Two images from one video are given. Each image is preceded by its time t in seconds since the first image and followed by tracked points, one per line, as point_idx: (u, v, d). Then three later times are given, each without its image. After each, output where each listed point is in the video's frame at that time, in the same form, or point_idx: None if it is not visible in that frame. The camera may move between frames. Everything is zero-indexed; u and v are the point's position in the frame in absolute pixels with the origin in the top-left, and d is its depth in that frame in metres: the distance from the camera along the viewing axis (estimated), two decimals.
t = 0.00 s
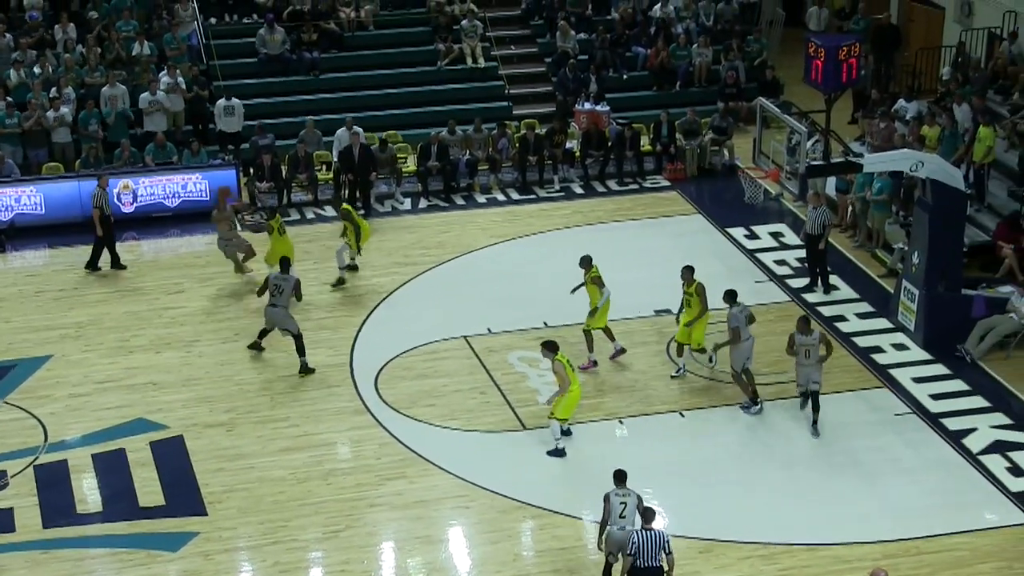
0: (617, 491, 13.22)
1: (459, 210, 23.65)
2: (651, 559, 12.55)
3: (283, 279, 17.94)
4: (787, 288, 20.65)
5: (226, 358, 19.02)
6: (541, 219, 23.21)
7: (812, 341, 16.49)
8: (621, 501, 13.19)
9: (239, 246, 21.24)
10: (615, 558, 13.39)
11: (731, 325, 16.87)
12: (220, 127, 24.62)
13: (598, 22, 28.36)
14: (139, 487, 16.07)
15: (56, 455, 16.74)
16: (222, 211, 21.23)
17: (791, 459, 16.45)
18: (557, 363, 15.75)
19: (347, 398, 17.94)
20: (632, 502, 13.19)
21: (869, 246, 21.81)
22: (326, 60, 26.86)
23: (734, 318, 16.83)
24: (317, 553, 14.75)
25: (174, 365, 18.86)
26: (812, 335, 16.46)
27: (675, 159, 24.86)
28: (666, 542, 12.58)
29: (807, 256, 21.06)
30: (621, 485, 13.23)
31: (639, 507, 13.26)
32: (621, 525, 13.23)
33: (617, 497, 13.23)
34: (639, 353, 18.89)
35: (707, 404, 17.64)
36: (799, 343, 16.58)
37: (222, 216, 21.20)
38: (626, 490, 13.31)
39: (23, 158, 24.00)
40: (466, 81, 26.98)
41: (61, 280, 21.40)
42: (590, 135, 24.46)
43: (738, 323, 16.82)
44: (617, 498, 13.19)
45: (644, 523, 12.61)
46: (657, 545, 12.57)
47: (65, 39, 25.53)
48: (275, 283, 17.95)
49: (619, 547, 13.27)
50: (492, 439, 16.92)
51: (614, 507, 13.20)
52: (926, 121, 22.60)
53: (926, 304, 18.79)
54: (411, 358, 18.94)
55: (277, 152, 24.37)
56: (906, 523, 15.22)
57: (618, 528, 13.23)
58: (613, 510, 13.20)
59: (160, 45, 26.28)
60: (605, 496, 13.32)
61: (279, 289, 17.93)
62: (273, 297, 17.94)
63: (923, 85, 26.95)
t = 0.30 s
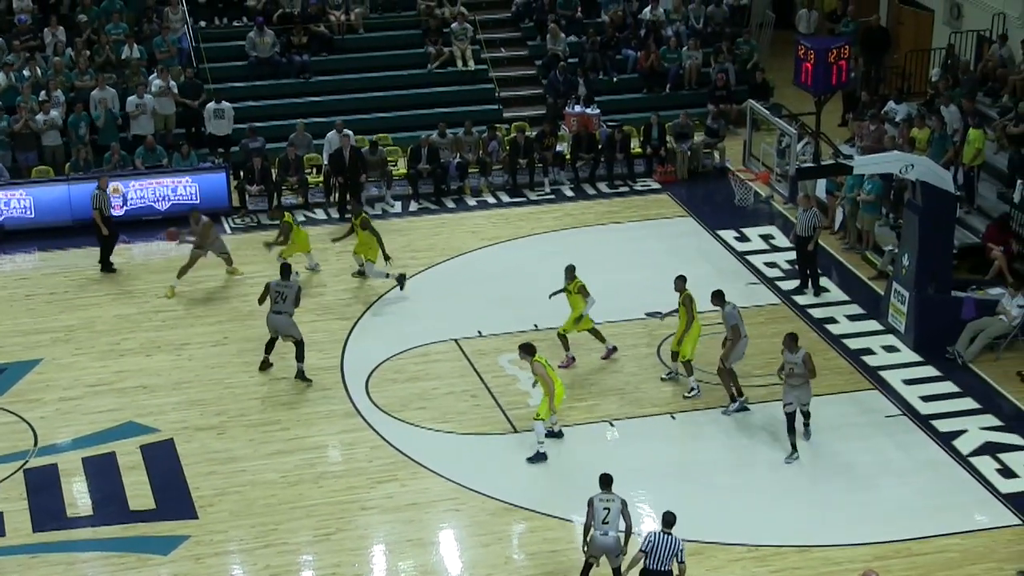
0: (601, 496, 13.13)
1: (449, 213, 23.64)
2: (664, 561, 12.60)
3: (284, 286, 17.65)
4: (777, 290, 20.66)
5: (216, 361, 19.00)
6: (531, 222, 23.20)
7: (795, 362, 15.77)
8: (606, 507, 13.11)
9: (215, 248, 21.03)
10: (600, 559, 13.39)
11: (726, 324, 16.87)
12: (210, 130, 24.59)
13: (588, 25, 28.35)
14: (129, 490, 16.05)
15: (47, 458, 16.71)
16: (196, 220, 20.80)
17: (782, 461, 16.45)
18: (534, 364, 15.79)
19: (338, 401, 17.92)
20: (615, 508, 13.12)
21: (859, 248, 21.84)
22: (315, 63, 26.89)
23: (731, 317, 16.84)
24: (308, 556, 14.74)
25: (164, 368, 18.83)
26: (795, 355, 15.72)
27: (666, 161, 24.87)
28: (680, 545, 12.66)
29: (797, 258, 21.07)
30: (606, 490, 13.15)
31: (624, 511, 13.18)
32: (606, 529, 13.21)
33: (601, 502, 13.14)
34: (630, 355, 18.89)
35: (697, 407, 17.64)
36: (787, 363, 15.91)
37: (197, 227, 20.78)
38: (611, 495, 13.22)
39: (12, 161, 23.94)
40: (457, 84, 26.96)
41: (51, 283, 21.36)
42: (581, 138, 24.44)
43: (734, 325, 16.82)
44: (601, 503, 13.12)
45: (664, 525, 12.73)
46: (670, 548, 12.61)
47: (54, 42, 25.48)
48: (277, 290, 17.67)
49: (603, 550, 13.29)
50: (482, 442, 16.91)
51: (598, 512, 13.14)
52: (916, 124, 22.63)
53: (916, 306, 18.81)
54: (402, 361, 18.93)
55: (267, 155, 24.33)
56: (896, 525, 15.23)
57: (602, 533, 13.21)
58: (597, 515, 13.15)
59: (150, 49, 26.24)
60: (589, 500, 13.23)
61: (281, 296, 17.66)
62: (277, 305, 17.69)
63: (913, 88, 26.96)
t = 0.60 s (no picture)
0: (569, 499, 13.17)
1: (441, 213, 23.63)
2: (677, 552, 12.76)
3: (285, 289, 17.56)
4: (770, 290, 20.68)
5: (209, 362, 18.98)
6: (523, 222, 23.20)
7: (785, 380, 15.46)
8: (576, 510, 13.16)
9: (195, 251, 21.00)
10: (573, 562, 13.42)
11: (716, 326, 17.07)
12: (201, 130, 24.58)
13: (580, 25, 28.35)
14: (122, 491, 16.03)
15: (39, 460, 16.69)
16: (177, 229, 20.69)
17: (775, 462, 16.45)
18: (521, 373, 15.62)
19: (330, 402, 17.91)
20: (586, 510, 13.16)
21: (851, 248, 21.86)
22: (307, 64, 26.88)
23: (720, 318, 17.03)
24: (301, 557, 14.73)
25: (156, 369, 18.82)
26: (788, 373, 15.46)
27: (658, 162, 24.90)
28: (694, 538, 12.80)
29: (789, 258, 21.09)
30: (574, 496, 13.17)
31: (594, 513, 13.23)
32: (579, 532, 13.26)
33: (571, 505, 13.18)
34: (622, 356, 18.90)
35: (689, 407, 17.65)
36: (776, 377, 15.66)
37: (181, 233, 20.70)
38: (580, 497, 13.25)
39: (3, 162, 23.91)
40: (448, 85, 26.97)
41: (44, 284, 21.34)
42: (573, 138, 24.43)
43: (724, 325, 17.01)
44: (571, 506, 13.16)
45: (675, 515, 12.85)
46: (685, 539, 12.78)
47: (45, 43, 25.44)
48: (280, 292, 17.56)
49: (577, 553, 13.33)
50: (475, 442, 16.91)
51: (569, 515, 13.19)
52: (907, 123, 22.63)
53: (908, 305, 18.83)
54: (394, 361, 18.92)
55: (259, 155, 24.31)
56: (888, 524, 15.25)
57: (574, 536, 13.26)
58: (568, 518, 13.19)
59: (142, 49, 26.21)
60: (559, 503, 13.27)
61: (283, 297, 17.55)
62: (279, 308, 17.56)
63: (904, 88, 26.99)
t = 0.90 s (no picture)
0: (543, 499, 13.16)
1: (434, 213, 23.63)
2: (677, 549, 12.78)
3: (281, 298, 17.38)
4: (762, 290, 20.69)
5: (202, 362, 18.96)
6: (516, 222, 23.20)
7: (766, 392, 15.17)
8: (550, 510, 13.16)
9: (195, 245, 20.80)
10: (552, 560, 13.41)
11: (712, 324, 17.05)
12: (194, 130, 24.54)
13: (572, 25, 28.35)
14: (115, 492, 16.01)
15: (32, 460, 16.66)
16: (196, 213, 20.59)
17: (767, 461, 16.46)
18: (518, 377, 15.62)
19: (322, 402, 17.90)
20: (560, 509, 13.17)
21: (844, 247, 21.88)
22: (299, 63, 26.85)
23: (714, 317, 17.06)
24: (294, 557, 14.72)
25: (149, 369, 18.79)
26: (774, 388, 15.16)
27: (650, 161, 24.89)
28: (692, 533, 12.80)
29: (781, 257, 21.11)
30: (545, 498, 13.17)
31: (566, 512, 13.25)
32: (555, 531, 13.26)
33: (544, 505, 13.17)
34: (615, 355, 18.91)
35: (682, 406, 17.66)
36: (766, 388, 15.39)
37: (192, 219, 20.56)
38: (552, 497, 13.25)
39: None
40: (441, 84, 26.97)
41: (36, 284, 21.30)
42: (565, 138, 24.43)
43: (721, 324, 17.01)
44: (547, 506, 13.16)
45: (671, 514, 12.85)
46: (683, 535, 12.78)
47: (37, 43, 25.39)
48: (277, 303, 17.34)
49: (553, 552, 13.34)
50: (468, 442, 16.90)
51: (544, 515, 13.17)
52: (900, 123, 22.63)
53: (900, 304, 18.85)
54: (387, 361, 18.91)
55: (251, 155, 24.29)
56: (881, 524, 15.27)
57: (551, 535, 13.27)
58: (542, 519, 13.18)
59: (134, 49, 26.16)
60: (531, 505, 13.26)
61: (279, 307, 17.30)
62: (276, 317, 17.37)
63: (897, 87, 27.00)
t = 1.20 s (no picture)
0: (501, 494, 13.14)
1: (425, 213, 23.63)
2: (668, 549, 12.78)
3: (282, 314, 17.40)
4: (753, 290, 20.70)
5: (192, 363, 18.94)
6: (507, 222, 23.19)
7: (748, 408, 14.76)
8: (508, 505, 13.14)
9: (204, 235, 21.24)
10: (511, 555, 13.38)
11: (707, 328, 16.81)
12: (184, 131, 24.51)
13: (563, 25, 28.35)
14: (105, 493, 15.98)
15: (22, 462, 16.63)
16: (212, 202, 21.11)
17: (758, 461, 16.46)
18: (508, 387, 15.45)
19: (313, 403, 17.88)
20: (517, 503, 13.17)
21: (834, 247, 21.89)
22: (290, 64, 26.83)
23: (709, 321, 16.79)
24: (285, 559, 14.71)
25: (139, 371, 18.77)
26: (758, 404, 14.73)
27: (641, 161, 24.90)
28: (682, 533, 12.81)
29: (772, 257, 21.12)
30: (502, 494, 13.15)
31: (524, 506, 13.25)
32: (514, 526, 13.23)
33: (502, 499, 13.16)
34: (606, 355, 18.91)
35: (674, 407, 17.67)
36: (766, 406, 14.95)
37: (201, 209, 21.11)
38: (511, 492, 13.25)
39: None
40: (432, 85, 26.96)
41: (26, 286, 21.27)
42: (556, 139, 24.43)
43: (716, 329, 16.77)
44: (505, 501, 13.14)
45: (661, 514, 12.84)
46: (674, 535, 12.79)
47: (27, 44, 25.33)
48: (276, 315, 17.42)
49: (512, 547, 13.31)
50: (459, 443, 16.89)
51: (501, 509, 13.16)
52: (890, 123, 22.64)
53: (891, 304, 18.87)
54: (378, 362, 18.90)
55: (242, 156, 24.27)
56: (872, 524, 15.27)
57: (509, 529, 13.24)
58: (500, 513, 13.17)
59: (124, 50, 26.11)
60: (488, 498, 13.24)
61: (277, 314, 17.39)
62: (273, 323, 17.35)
63: (887, 87, 27.04)
